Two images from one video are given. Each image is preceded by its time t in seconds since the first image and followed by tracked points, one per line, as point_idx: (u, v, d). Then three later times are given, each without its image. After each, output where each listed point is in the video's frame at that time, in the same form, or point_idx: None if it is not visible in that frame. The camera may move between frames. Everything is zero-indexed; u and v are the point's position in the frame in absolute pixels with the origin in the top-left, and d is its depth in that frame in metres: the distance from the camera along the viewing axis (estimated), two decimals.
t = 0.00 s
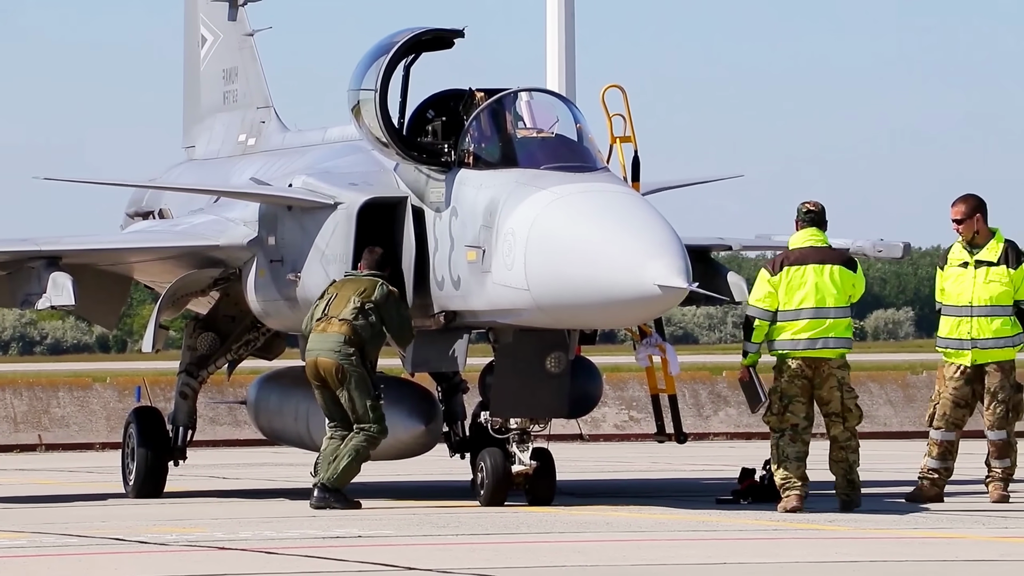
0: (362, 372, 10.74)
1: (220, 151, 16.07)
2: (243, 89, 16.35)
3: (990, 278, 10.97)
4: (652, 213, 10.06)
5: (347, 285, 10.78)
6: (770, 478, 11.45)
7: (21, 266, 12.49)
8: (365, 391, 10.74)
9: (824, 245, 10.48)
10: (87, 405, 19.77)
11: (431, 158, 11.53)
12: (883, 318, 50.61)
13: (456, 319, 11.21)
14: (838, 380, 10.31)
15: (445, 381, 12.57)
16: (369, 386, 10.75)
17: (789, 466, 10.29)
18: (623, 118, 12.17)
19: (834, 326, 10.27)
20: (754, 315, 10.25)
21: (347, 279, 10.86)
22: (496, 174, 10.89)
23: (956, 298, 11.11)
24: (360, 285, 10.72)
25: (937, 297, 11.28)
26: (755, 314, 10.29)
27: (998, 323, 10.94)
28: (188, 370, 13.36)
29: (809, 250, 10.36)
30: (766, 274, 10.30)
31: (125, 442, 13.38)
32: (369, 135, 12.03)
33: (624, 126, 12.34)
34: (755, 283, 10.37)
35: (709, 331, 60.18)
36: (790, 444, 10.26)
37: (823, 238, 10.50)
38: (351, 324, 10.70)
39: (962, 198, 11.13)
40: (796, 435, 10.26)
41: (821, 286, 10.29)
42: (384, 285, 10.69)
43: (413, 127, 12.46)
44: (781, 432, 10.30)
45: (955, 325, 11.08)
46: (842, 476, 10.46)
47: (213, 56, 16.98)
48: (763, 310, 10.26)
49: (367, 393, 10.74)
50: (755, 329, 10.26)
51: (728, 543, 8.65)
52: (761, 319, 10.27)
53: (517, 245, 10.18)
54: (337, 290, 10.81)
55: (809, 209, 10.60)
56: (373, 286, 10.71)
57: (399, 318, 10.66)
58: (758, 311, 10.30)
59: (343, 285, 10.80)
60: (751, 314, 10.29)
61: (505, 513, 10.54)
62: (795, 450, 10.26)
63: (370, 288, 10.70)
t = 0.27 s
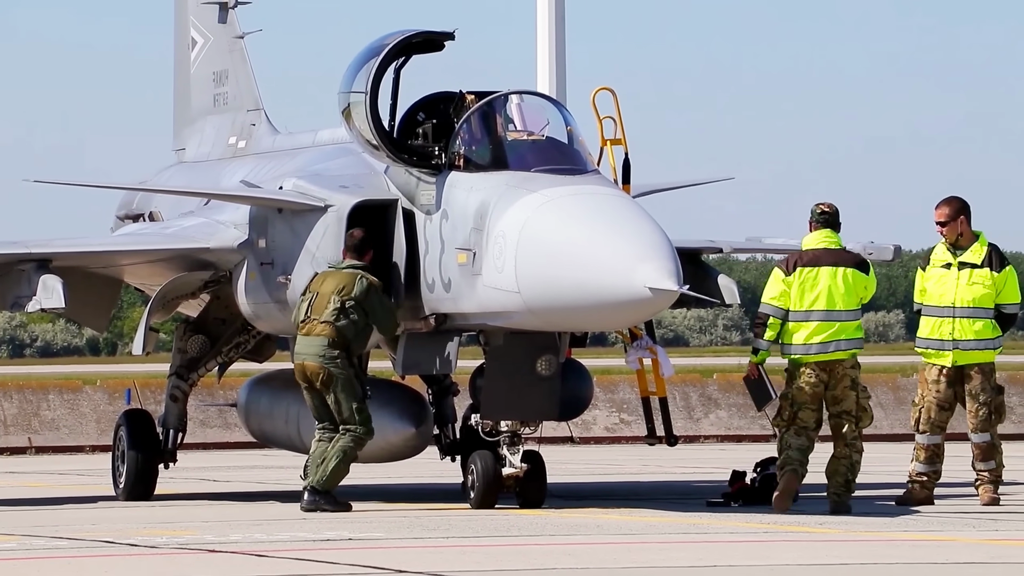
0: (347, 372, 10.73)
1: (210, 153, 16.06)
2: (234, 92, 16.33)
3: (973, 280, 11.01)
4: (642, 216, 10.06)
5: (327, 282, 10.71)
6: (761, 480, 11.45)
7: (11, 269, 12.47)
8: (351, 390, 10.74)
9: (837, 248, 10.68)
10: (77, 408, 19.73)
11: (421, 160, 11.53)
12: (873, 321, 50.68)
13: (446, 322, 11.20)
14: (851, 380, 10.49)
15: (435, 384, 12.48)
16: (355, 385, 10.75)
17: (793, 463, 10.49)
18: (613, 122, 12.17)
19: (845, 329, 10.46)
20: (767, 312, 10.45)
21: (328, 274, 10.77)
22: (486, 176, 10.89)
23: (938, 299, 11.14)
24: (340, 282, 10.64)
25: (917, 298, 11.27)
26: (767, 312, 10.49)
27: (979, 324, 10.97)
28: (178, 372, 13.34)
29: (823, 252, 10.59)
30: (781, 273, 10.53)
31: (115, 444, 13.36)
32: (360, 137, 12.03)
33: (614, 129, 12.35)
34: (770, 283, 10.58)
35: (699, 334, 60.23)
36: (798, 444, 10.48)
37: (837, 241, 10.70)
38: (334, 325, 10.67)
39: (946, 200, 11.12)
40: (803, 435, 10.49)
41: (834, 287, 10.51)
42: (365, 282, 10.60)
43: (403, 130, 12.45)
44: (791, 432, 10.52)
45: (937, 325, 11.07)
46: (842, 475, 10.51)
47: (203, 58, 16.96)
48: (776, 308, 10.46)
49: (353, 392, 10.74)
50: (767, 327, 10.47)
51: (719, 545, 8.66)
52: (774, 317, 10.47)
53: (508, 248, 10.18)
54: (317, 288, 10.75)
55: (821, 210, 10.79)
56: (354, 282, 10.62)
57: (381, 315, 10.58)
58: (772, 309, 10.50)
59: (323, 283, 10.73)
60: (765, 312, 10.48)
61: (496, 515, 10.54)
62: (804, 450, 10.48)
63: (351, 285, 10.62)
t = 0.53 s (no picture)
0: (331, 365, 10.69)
1: (203, 154, 16.05)
2: (227, 93, 16.33)
3: (959, 281, 11.02)
4: (636, 217, 10.06)
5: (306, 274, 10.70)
6: (755, 482, 11.46)
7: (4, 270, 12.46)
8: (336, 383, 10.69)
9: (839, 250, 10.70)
10: (71, 409, 19.71)
11: (415, 161, 11.53)
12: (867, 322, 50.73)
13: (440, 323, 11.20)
14: (849, 381, 10.56)
15: (429, 385, 12.44)
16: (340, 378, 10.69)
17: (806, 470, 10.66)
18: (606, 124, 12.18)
19: (842, 329, 10.50)
20: (768, 314, 10.56)
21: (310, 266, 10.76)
22: (480, 178, 10.89)
23: (924, 300, 11.16)
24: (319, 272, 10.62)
25: (902, 299, 11.32)
26: (769, 314, 10.60)
27: (966, 326, 10.98)
28: (172, 373, 13.34)
29: (823, 253, 10.64)
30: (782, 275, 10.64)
31: (108, 446, 13.35)
32: (354, 138, 12.03)
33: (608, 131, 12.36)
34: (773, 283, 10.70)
35: (693, 335, 60.26)
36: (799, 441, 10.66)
37: (841, 241, 10.73)
38: (315, 318, 10.66)
39: (930, 201, 11.13)
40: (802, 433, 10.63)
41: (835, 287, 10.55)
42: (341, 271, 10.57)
43: (397, 131, 12.46)
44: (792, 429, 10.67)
45: (923, 326, 11.09)
46: (837, 474, 10.53)
47: (197, 59, 16.95)
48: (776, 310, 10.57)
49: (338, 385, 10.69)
50: (768, 328, 10.56)
51: (713, 546, 8.66)
52: (775, 318, 10.58)
53: (501, 249, 10.18)
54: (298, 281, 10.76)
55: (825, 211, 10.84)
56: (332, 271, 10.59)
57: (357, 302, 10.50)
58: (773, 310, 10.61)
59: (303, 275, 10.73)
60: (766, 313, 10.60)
61: (490, 516, 10.54)
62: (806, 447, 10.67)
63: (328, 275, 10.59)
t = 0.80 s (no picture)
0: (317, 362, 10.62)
1: (197, 156, 16.04)
2: (221, 94, 16.32)
3: (948, 283, 11.03)
4: (630, 219, 10.06)
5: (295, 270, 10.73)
6: (749, 483, 11.47)
7: None
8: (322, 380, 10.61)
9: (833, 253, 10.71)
10: (64, 411, 19.69)
11: (409, 163, 11.53)
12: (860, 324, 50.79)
13: (434, 324, 11.19)
14: (842, 382, 10.50)
15: (423, 386, 12.48)
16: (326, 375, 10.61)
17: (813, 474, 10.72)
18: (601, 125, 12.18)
19: (835, 331, 10.52)
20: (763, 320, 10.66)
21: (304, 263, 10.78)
22: (474, 179, 10.89)
23: (914, 302, 11.17)
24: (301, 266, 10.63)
25: (893, 301, 11.34)
26: (765, 320, 10.71)
27: (957, 327, 10.98)
28: (165, 374, 13.34)
29: (815, 258, 10.68)
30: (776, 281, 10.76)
31: (102, 447, 13.34)
32: (347, 140, 12.02)
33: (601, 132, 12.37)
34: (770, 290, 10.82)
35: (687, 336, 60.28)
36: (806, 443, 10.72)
37: (835, 245, 10.75)
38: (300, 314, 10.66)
39: (918, 204, 11.13)
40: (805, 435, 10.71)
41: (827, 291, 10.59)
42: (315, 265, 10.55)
43: (391, 132, 12.45)
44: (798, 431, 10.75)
45: (914, 328, 11.11)
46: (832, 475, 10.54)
47: (190, 60, 16.94)
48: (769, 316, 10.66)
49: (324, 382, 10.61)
50: (764, 334, 10.64)
51: (707, 548, 8.66)
52: (771, 324, 10.66)
53: (496, 251, 10.18)
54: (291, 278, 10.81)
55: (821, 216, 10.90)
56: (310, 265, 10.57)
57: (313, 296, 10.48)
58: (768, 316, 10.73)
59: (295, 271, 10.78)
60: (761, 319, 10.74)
61: (484, 517, 10.53)
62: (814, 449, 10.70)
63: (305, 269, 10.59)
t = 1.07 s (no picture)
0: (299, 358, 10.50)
1: (188, 156, 16.03)
2: (212, 94, 16.31)
3: (941, 282, 11.05)
4: (622, 219, 10.06)
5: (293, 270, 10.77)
6: (740, 482, 11.48)
7: None
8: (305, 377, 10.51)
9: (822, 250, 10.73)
10: (55, 411, 19.66)
11: (401, 162, 11.53)
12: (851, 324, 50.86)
13: (425, 325, 11.19)
14: (836, 383, 10.52)
15: (414, 386, 12.43)
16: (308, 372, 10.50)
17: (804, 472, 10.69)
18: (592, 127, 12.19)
19: (827, 329, 10.52)
20: (757, 324, 10.65)
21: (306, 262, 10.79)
22: (465, 179, 10.90)
23: (907, 302, 11.20)
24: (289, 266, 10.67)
25: (886, 302, 11.36)
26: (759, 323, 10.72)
27: (951, 326, 11.00)
28: (156, 375, 13.35)
29: (805, 256, 10.68)
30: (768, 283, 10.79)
31: (93, 447, 13.32)
32: (339, 140, 12.02)
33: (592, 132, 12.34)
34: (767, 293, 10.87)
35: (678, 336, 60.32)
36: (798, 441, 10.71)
37: (824, 242, 10.77)
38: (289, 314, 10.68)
39: (908, 204, 11.15)
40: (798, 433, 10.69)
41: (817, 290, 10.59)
42: (293, 264, 10.58)
43: (382, 132, 12.45)
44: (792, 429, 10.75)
45: (908, 328, 11.13)
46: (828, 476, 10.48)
47: (182, 60, 16.92)
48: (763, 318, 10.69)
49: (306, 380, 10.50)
50: (759, 336, 10.61)
51: (699, 547, 8.66)
52: (765, 327, 10.65)
53: (487, 251, 10.18)
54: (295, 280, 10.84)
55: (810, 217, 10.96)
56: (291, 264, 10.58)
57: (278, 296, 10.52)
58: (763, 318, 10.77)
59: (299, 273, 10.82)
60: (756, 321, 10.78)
61: (475, 518, 10.53)
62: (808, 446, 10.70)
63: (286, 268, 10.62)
